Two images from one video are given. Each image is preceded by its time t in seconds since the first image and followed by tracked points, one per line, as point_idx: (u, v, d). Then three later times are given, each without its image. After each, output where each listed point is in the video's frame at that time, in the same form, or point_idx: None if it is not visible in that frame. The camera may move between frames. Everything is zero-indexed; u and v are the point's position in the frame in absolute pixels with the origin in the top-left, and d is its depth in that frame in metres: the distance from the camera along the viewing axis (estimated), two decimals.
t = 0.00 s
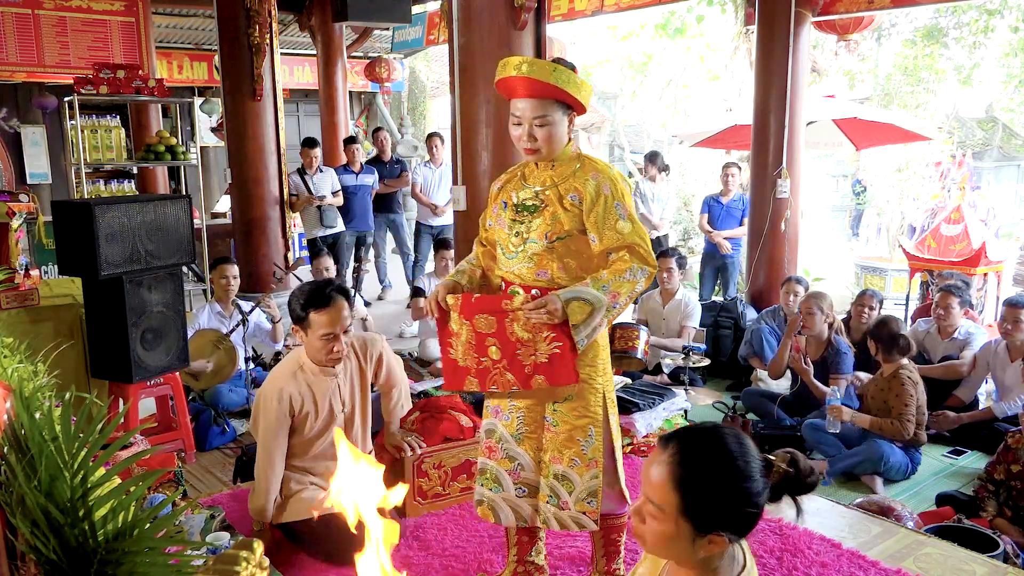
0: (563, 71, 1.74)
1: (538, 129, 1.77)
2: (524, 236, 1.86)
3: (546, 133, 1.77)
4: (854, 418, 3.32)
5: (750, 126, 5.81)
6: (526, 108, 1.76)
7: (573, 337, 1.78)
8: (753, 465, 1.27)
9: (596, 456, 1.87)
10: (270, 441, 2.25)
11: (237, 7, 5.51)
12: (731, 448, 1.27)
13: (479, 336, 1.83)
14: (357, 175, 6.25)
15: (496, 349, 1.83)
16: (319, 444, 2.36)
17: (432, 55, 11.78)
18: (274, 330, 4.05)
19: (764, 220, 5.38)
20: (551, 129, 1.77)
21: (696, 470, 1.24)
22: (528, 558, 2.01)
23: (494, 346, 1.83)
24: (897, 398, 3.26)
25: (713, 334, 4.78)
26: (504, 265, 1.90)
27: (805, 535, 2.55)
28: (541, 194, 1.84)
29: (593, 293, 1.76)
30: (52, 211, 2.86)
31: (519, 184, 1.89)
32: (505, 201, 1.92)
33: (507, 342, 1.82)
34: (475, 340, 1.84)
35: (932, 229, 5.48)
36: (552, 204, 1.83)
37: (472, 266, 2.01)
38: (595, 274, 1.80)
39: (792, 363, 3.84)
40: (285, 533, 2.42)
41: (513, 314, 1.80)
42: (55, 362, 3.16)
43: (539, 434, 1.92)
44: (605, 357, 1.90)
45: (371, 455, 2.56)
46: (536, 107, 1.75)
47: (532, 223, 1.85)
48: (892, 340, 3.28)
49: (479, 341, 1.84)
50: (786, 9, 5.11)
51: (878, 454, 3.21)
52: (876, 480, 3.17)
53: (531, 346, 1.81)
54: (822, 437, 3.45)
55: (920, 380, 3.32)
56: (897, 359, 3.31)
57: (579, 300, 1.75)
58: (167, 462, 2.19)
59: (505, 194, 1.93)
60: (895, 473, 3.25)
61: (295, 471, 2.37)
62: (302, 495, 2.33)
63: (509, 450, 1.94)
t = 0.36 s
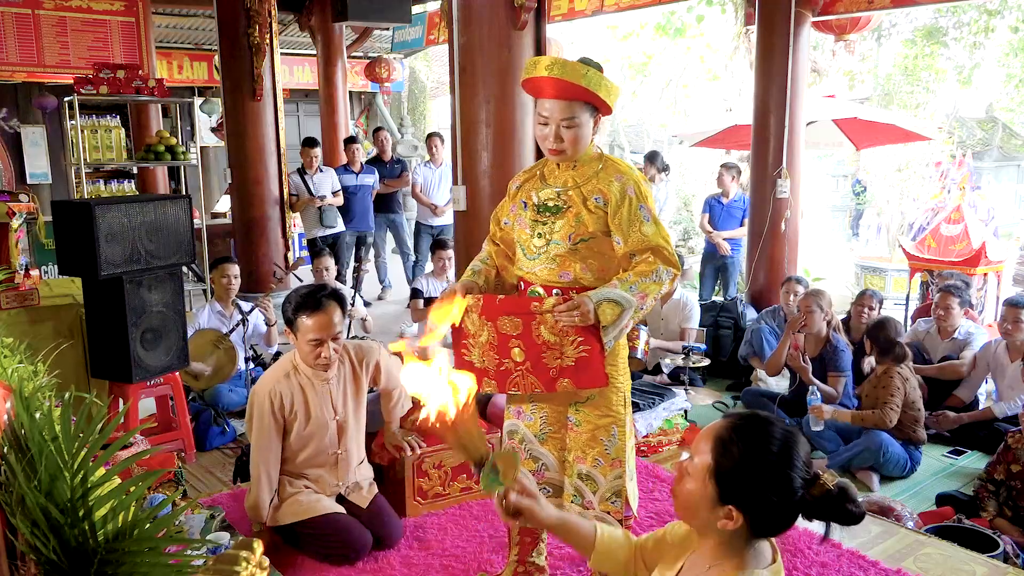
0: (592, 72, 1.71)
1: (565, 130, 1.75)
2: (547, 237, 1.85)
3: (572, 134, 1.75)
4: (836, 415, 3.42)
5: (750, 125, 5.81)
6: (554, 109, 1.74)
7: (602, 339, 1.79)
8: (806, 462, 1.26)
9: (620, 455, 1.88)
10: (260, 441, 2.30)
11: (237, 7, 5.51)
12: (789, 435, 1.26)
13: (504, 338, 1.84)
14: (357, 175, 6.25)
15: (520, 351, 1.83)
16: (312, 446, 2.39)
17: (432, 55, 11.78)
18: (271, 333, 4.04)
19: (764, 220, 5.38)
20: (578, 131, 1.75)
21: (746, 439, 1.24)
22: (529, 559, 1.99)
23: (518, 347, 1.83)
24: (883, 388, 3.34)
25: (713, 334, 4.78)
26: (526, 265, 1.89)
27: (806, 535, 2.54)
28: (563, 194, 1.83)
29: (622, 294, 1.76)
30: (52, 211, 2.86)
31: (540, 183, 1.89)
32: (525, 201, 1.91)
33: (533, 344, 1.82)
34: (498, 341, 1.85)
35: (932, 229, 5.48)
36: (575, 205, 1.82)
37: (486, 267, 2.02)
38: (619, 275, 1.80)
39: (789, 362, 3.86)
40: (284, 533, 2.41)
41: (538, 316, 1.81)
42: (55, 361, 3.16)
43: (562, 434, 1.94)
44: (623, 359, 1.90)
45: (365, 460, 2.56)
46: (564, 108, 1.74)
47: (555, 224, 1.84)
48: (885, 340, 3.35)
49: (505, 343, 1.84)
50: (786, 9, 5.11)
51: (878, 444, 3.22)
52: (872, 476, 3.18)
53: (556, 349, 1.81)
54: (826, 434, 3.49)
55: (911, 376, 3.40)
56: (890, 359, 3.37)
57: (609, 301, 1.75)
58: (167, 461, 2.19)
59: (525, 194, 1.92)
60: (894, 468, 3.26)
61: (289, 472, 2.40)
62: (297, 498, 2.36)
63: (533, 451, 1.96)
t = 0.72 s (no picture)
0: (592, 70, 1.68)
1: (567, 130, 1.72)
2: (557, 243, 1.81)
3: (575, 134, 1.72)
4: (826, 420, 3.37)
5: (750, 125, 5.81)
6: (555, 109, 1.71)
7: (606, 352, 1.74)
8: (796, 454, 1.26)
9: (637, 449, 1.88)
10: (251, 440, 2.32)
11: (237, 7, 5.51)
12: (783, 424, 1.27)
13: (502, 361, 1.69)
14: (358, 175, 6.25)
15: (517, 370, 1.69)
16: (305, 444, 2.38)
17: (432, 55, 11.78)
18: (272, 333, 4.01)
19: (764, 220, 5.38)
20: (580, 130, 1.72)
21: (738, 416, 1.26)
22: (529, 559, 1.99)
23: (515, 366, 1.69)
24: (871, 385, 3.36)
25: (713, 334, 4.78)
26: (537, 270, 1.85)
27: (806, 535, 2.54)
28: (569, 198, 1.80)
29: (623, 305, 1.72)
30: (51, 211, 2.86)
31: (543, 186, 1.85)
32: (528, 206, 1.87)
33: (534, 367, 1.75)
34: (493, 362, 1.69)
35: (932, 229, 5.48)
36: (582, 209, 1.79)
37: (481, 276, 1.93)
38: (617, 283, 1.75)
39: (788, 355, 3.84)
40: (281, 533, 2.40)
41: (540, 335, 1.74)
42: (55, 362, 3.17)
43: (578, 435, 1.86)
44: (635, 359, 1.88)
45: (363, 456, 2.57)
46: (565, 107, 1.70)
47: (565, 230, 1.80)
48: (878, 340, 3.35)
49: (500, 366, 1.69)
50: (786, 9, 5.11)
51: (874, 437, 3.23)
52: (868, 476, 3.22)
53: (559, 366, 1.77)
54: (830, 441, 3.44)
55: (901, 373, 3.39)
56: (882, 359, 3.38)
57: (610, 313, 1.70)
58: (167, 461, 2.18)
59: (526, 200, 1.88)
60: (891, 463, 3.26)
61: (284, 472, 2.41)
62: (292, 497, 2.37)
63: (547, 451, 1.87)
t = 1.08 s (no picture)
0: (580, 70, 1.65)
1: (556, 133, 1.70)
2: (566, 254, 1.76)
3: (563, 138, 1.70)
4: (830, 422, 3.35)
5: (750, 125, 5.81)
6: (542, 112, 1.68)
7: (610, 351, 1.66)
8: (766, 444, 1.26)
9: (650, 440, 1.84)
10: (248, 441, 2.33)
11: (237, 7, 5.51)
12: (755, 415, 1.28)
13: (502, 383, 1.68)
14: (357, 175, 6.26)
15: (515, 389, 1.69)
16: (302, 442, 2.40)
17: (432, 55, 11.77)
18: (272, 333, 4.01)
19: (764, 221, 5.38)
20: (569, 133, 1.70)
21: (707, 406, 1.27)
22: (529, 559, 1.99)
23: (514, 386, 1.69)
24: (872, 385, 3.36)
25: (713, 334, 4.78)
26: (548, 282, 1.79)
27: (805, 535, 2.54)
28: (566, 206, 1.75)
29: (622, 304, 1.67)
30: (52, 211, 2.86)
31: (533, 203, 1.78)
32: (525, 222, 1.80)
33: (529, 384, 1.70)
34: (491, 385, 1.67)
35: (932, 229, 5.47)
36: (585, 216, 1.75)
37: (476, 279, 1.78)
38: (608, 284, 1.70)
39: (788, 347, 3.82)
40: (280, 533, 2.40)
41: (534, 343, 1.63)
42: (55, 362, 3.17)
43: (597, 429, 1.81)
44: (646, 357, 1.84)
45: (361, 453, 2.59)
46: (552, 109, 1.67)
47: (572, 240, 1.76)
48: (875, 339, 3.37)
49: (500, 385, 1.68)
50: (786, 9, 5.11)
51: (872, 433, 3.23)
52: (868, 475, 3.22)
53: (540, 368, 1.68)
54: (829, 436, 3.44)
55: (900, 370, 3.40)
56: (880, 355, 3.38)
57: (610, 314, 1.65)
58: (167, 461, 2.18)
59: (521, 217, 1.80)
60: (890, 463, 3.27)
61: (282, 473, 2.41)
62: (291, 497, 2.38)
63: (565, 449, 1.83)
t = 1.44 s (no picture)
0: (608, 66, 1.65)
1: (579, 127, 1.66)
2: (578, 253, 1.74)
3: (587, 133, 1.67)
4: (830, 422, 3.35)
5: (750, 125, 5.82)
6: (570, 104, 1.65)
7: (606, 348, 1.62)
8: (760, 448, 1.26)
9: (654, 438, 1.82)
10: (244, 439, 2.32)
11: (237, 7, 5.52)
12: (749, 418, 1.28)
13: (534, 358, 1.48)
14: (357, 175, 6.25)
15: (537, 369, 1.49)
16: (299, 441, 2.40)
17: (432, 55, 11.78)
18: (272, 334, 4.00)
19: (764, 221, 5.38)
20: (592, 126, 1.67)
21: (700, 410, 1.27)
22: (528, 559, 1.99)
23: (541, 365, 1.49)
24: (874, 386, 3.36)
25: (713, 334, 4.79)
26: (557, 280, 1.77)
27: (805, 535, 2.54)
28: (577, 204, 1.73)
29: (619, 301, 1.64)
30: (52, 211, 2.86)
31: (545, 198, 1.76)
32: (536, 218, 1.78)
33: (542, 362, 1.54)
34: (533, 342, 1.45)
35: (931, 229, 5.47)
36: (596, 214, 1.73)
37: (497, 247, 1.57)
38: (606, 280, 1.68)
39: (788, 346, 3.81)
40: (280, 533, 2.41)
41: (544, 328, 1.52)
42: (55, 361, 3.17)
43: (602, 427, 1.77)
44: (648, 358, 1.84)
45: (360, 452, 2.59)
46: (577, 100, 1.65)
47: (584, 238, 1.74)
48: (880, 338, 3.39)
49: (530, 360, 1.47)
50: (786, 9, 5.11)
51: (872, 433, 3.22)
52: (868, 475, 3.21)
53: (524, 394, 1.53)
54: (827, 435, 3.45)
55: (903, 370, 3.41)
56: (883, 355, 3.40)
57: (609, 313, 1.62)
58: (167, 461, 2.18)
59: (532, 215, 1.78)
60: (890, 463, 3.27)
61: (282, 473, 2.42)
62: (289, 496, 2.38)
63: (574, 449, 1.75)
